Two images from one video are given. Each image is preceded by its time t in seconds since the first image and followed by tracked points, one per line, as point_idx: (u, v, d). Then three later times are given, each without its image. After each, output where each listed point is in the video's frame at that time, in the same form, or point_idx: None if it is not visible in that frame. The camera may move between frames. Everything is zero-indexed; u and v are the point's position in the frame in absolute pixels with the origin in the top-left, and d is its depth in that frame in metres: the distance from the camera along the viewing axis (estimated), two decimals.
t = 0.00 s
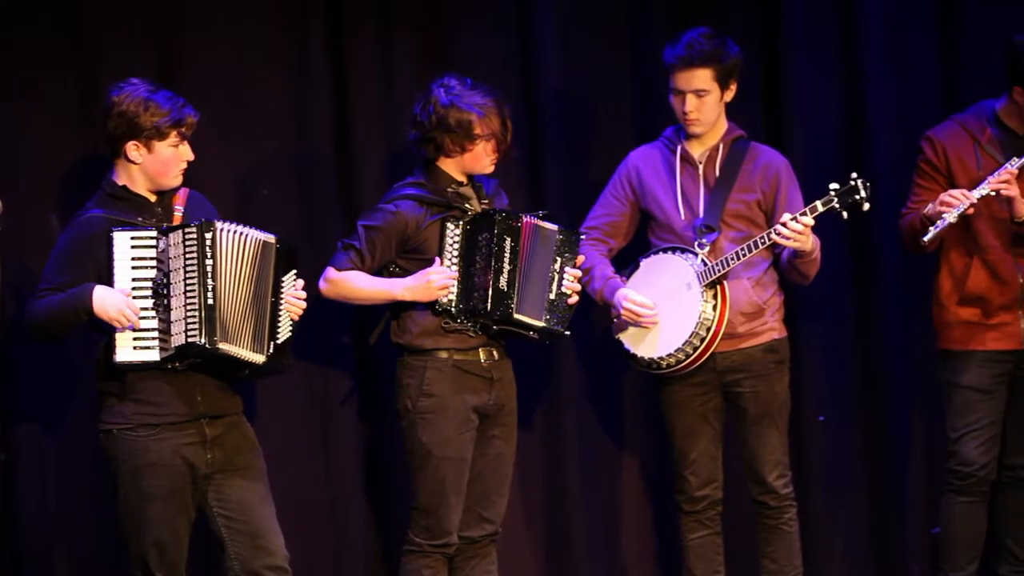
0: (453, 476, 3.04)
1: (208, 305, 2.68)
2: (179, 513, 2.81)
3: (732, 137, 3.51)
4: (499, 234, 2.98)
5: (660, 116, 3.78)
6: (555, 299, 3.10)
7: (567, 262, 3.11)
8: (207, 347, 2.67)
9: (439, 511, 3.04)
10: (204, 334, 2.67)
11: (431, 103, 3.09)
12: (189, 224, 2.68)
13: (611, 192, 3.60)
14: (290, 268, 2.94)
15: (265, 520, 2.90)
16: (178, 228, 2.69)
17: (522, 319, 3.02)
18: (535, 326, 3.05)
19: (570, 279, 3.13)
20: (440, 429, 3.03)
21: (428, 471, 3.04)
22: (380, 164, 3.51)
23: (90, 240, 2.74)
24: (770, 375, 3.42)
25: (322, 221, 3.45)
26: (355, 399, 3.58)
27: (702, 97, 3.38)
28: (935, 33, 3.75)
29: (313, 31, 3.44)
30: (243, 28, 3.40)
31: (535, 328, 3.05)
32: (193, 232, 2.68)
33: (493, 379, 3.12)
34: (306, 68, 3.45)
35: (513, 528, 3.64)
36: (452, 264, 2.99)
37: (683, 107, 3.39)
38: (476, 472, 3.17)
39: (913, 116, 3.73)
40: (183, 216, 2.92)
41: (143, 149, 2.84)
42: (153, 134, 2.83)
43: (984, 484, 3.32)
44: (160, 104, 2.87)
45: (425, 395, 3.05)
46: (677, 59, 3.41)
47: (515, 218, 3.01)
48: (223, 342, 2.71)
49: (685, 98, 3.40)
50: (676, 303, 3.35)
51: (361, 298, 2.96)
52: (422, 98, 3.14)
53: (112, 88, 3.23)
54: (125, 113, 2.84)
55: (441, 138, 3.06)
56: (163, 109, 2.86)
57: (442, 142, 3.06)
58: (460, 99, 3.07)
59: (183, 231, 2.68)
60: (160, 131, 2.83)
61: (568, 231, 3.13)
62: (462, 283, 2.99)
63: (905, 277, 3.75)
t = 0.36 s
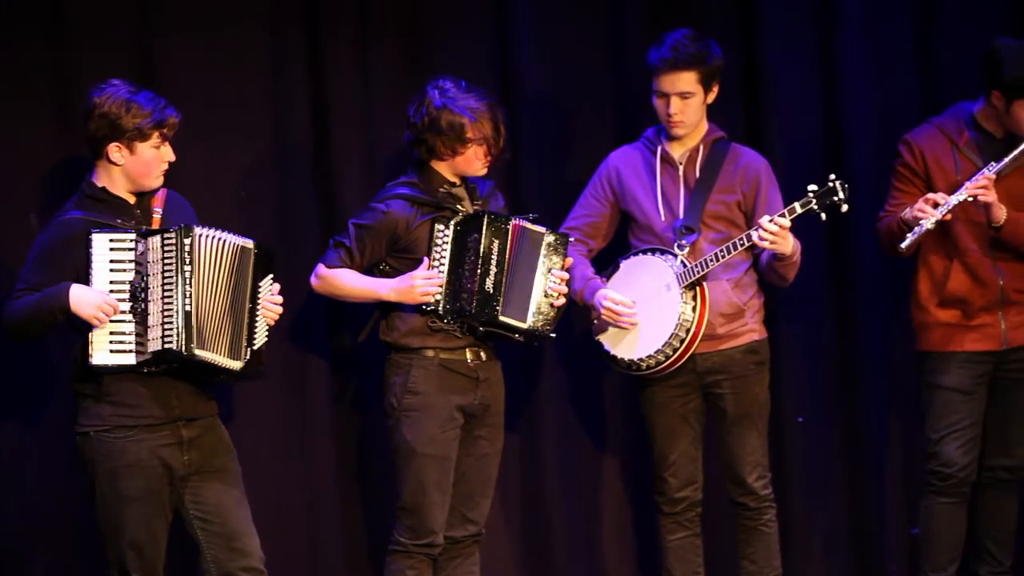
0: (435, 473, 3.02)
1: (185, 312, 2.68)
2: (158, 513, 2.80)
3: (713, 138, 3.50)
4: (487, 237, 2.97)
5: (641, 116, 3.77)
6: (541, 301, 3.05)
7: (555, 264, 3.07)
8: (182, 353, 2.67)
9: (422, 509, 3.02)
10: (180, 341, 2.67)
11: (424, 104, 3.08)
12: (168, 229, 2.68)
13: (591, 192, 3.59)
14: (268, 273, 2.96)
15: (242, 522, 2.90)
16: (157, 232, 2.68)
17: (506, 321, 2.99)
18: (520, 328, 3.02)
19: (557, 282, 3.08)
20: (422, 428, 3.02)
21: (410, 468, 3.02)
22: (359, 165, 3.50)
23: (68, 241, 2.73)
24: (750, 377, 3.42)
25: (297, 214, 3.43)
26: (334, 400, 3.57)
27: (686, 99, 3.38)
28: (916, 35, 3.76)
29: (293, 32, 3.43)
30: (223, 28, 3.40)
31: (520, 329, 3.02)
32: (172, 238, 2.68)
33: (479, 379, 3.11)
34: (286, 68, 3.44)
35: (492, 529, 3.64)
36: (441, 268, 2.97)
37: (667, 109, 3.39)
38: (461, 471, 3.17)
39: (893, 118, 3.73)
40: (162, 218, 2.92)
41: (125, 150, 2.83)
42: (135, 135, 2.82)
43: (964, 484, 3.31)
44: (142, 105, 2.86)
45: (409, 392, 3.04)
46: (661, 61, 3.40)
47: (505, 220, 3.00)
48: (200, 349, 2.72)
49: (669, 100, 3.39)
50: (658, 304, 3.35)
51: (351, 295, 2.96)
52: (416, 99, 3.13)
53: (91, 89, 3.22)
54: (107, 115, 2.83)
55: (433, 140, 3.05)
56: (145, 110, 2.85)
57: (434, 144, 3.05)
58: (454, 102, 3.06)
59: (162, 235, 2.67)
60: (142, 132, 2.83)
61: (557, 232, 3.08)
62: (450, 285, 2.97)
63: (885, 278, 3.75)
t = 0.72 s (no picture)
0: (412, 471, 3.02)
1: (165, 321, 2.68)
2: (126, 517, 2.80)
3: (692, 140, 3.51)
4: (470, 242, 2.96)
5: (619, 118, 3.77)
6: (520, 307, 3.04)
7: (536, 271, 3.05)
8: (159, 362, 2.68)
9: (402, 508, 3.00)
10: (157, 350, 2.68)
11: (415, 104, 3.08)
12: (151, 237, 2.69)
13: (570, 194, 3.58)
14: (245, 283, 2.93)
15: (214, 523, 2.90)
16: (138, 240, 2.70)
17: (487, 326, 2.99)
18: (499, 333, 3.02)
19: (539, 287, 3.07)
20: (398, 425, 3.03)
21: (388, 466, 3.02)
22: (336, 165, 3.50)
23: (47, 242, 2.72)
24: (728, 377, 3.42)
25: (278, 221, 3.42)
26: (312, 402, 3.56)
27: (667, 101, 3.38)
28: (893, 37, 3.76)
29: (270, 33, 3.43)
30: (201, 29, 3.39)
31: (499, 334, 3.02)
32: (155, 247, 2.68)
33: (456, 379, 3.10)
34: (264, 69, 3.43)
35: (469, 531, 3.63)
36: (425, 268, 2.98)
37: (647, 110, 3.39)
38: (441, 471, 3.17)
39: (870, 119, 3.74)
40: (143, 222, 2.91)
41: (105, 151, 2.82)
42: (114, 134, 2.81)
43: (942, 485, 3.32)
44: (119, 105, 2.85)
45: (387, 390, 3.05)
46: (641, 62, 3.39)
47: (490, 226, 2.99)
48: (177, 358, 2.71)
49: (649, 102, 3.39)
50: (636, 304, 3.35)
51: (334, 293, 2.99)
52: (407, 99, 3.13)
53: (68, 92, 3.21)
54: (85, 115, 2.82)
55: (421, 141, 3.04)
56: (123, 109, 2.84)
57: (421, 145, 3.04)
58: (444, 104, 3.05)
59: (144, 243, 2.69)
60: (121, 131, 2.82)
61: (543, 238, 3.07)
62: (433, 288, 2.99)
63: (863, 279, 3.76)
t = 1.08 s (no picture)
0: (393, 473, 3.01)
1: (144, 328, 2.69)
2: (104, 520, 2.79)
3: (672, 141, 3.51)
4: (448, 244, 2.95)
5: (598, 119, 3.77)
6: (494, 314, 3.05)
7: (514, 280, 3.06)
8: (136, 368, 2.67)
9: (385, 510, 3.00)
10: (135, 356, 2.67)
11: (394, 104, 3.07)
12: (134, 242, 2.68)
13: (550, 195, 3.58)
14: (227, 290, 2.94)
15: (194, 526, 2.90)
16: (122, 243, 2.68)
17: (460, 330, 2.99)
18: (471, 337, 3.01)
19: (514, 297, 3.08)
20: (378, 428, 3.01)
21: (370, 469, 3.00)
22: (315, 167, 3.49)
23: (31, 242, 2.71)
24: (710, 379, 3.42)
25: (257, 223, 3.42)
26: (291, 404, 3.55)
27: (647, 102, 3.38)
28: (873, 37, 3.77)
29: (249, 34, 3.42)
30: (180, 30, 3.38)
31: (471, 339, 3.01)
32: (137, 252, 2.68)
33: (432, 379, 3.08)
34: (242, 70, 3.43)
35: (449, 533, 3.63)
36: (401, 268, 2.94)
37: (628, 112, 3.38)
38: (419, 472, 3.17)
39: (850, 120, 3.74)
40: (127, 225, 2.89)
41: (89, 156, 2.81)
42: (98, 141, 2.80)
43: (921, 488, 3.32)
44: (105, 110, 2.83)
45: (366, 392, 3.03)
46: (623, 63, 3.39)
47: (469, 229, 2.98)
48: (155, 364, 2.72)
49: (630, 103, 3.39)
50: (615, 308, 3.35)
51: (308, 290, 2.97)
52: (387, 99, 3.12)
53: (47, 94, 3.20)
54: (70, 120, 2.80)
55: (399, 141, 3.03)
56: (108, 114, 2.83)
57: (399, 145, 3.03)
58: (424, 105, 3.04)
59: (128, 247, 2.67)
60: (105, 138, 2.80)
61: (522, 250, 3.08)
62: (409, 289, 2.96)
63: (842, 280, 3.76)
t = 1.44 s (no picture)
0: (374, 474, 3.00)
1: (125, 330, 2.69)
2: (85, 522, 2.79)
3: (652, 143, 3.51)
4: (421, 245, 2.96)
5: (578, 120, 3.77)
6: (469, 313, 3.05)
7: (488, 278, 3.06)
8: (116, 370, 2.68)
9: (368, 512, 2.99)
10: (115, 357, 2.68)
11: (370, 104, 3.07)
12: (117, 244, 2.69)
13: (531, 196, 3.57)
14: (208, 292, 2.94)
15: (174, 530, 2.91)
16: (105, 244, 2.68)
17: (436, 330, 3.00)
18: (447, 337, 3.01)
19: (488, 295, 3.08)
20: (357, 429, 3.00)
21: (351, 472, 2.99)
22: (295, 168, 3.49)
23: (15, 244, 2.71)
24: (690, 381, 3.43)
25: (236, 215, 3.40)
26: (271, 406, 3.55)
27: (629, 103, 3.38)
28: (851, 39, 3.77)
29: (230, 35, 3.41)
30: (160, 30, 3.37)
31: (448, 339, 3.02)
32: (120, 253, 2.69)
33: (406, 380, 3.09)
34: (223, 70, 3.42)
35: (429, 533, 3.63)
36: (374, 269, 2.95)
37: (609, 113, 3.39)
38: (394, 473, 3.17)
39: (829, 121, 3.75)
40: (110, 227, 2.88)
41: (75, 162, 2.78)
42: (85, 148, 2.77)
43: (901, 489, 3.33)
44: (95, 117, 2.80)
45: (341, 395, 3.02)
46: (605, 65, 3.39)
47: (442, 229, 3.00)
48: (137, 367, 2.74)
49: (612, 104, 3.39)
50: (594, 309, 3.35)
51: (282, 294, 2.97)
52: (363, 99, 3.12)
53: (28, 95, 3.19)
54: (58, 124, 2.78)
55: (375, 142, 3.02)
56: (98, 122, 2.79)
57: (374, 145, 3.03)
58: (400, 105, 3.04)
59: (111, 248, 2.67)
60: (93, 146, 2.77)
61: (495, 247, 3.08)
62: (383, 290, 2.97)
63: (821, 281, 3.77)
